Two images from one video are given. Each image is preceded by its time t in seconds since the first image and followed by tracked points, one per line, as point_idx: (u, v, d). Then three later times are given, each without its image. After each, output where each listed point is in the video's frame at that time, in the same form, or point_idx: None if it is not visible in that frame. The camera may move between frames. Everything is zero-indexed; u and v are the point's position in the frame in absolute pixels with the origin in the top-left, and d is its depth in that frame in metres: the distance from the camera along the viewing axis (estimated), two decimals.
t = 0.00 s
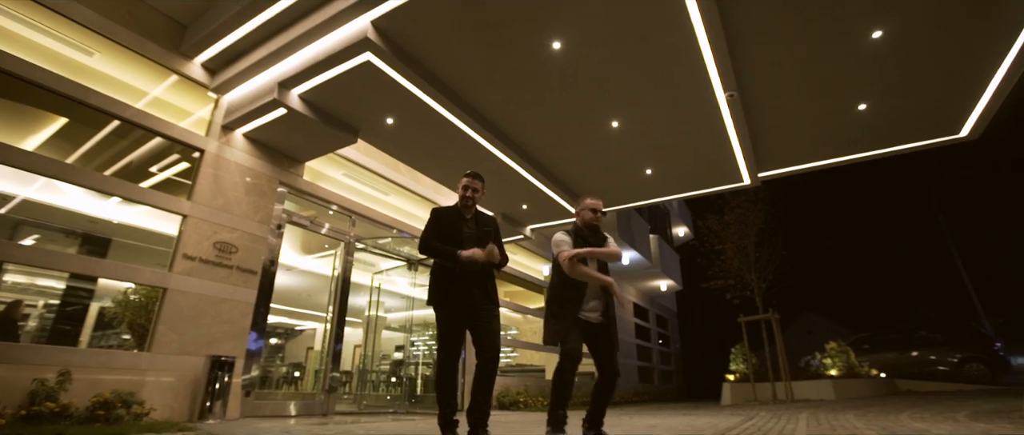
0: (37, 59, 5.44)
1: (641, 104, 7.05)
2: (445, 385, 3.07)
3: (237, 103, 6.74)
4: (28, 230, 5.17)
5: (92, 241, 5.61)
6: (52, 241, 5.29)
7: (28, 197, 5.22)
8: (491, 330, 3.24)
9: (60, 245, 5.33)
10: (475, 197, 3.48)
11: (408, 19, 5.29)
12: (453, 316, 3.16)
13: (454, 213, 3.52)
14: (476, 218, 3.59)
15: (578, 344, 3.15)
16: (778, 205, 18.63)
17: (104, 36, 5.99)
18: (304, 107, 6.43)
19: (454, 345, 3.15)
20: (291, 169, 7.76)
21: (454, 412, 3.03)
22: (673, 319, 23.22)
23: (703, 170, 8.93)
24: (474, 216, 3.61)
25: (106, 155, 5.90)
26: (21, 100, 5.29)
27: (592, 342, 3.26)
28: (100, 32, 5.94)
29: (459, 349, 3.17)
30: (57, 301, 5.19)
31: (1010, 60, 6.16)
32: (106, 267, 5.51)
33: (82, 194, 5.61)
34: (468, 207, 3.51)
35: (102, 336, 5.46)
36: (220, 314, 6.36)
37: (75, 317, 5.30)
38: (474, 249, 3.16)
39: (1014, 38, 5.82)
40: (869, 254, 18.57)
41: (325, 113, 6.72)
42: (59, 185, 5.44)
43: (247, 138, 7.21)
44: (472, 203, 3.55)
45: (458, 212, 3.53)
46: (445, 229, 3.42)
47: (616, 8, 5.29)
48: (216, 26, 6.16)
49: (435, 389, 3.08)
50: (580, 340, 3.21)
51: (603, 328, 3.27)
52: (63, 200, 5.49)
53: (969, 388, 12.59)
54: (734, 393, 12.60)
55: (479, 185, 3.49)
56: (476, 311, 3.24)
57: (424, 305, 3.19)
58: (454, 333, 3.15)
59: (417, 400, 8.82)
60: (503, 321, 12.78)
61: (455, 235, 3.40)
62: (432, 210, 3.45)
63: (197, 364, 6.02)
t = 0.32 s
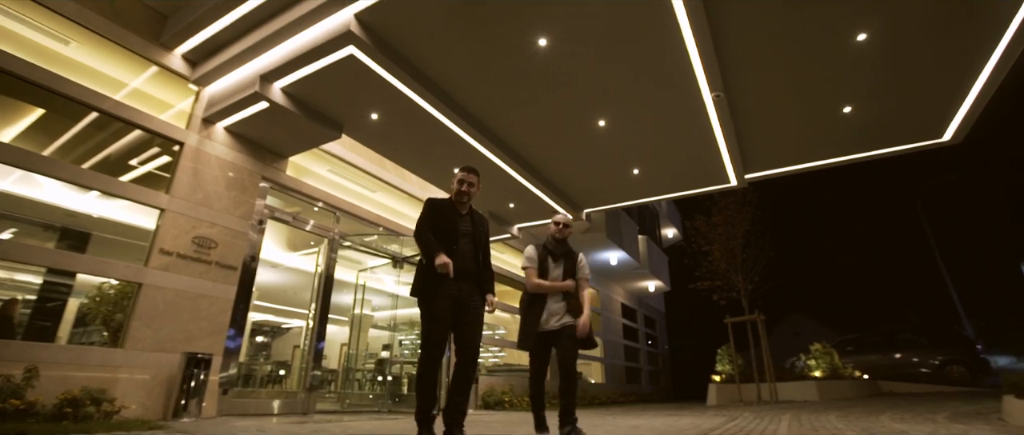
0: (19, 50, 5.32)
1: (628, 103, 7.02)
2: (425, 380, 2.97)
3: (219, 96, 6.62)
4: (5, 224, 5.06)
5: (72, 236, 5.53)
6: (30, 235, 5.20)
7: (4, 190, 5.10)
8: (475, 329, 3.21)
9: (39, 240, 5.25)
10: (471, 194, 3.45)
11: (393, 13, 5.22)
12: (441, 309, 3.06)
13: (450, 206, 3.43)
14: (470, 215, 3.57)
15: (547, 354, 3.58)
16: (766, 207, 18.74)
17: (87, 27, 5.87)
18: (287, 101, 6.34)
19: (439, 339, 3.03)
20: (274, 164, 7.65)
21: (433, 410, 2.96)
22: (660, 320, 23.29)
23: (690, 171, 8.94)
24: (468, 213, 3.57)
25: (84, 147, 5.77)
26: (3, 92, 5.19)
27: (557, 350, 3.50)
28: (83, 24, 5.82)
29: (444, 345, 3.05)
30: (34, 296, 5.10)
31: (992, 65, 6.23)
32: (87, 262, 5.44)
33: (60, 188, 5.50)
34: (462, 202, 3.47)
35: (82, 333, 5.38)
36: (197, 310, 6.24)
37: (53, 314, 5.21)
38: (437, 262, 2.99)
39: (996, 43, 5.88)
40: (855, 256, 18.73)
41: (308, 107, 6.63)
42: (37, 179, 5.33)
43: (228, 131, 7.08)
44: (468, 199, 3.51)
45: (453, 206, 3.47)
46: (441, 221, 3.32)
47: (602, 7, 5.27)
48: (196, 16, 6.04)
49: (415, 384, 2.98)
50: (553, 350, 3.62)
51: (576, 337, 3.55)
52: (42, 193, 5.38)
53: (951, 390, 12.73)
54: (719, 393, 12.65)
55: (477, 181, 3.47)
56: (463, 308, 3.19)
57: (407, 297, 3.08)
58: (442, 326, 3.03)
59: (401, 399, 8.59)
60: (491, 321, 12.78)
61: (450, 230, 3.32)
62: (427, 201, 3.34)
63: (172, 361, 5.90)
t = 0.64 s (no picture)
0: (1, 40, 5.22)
1: (621, 100, 6.97)
2: (417, 372, 2.87)
3: (206, 89, 6.55)
4: None
5: (61, 231, 5.49)
6: (19, 229, 5.15)
7: None
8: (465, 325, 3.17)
9: (29, 235, 5.20)
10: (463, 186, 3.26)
11: (381, 6, 5.16)
12: (434, 300, 3.01)
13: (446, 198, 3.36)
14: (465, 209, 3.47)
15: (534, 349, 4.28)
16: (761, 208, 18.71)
17: (72, 18, 5.78)
18: (275, 95, 6.27)
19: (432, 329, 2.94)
20: (263, 159, 7.57)
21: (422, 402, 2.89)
22: (656, 320, 23.25)
23: (683, 170, 8.89)
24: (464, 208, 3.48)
25: (71, 141, 5.73)
26: None
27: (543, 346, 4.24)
28: (65, 13, 5.71)
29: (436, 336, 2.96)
30: (22, 290, 5.05)
31: (985, 65, 6.20)
32: (76, 257, 5.43)
33: (48, 181, 5.45)
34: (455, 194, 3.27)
35: (71, 328, 5.35)
36: (182, 306, 6.17)
37: (44, 308, 5.20)
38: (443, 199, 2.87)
39: (989, 43, 5.84)
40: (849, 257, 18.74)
41: (297, 101, 6.57)
42: (26, 172, 5.29)
43: (216, 125, 7.01)
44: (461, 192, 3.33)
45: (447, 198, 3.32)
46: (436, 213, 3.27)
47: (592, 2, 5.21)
48: (183, 8, 5.96)
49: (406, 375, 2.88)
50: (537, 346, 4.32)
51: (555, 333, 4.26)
52: (32, 186, 5.34)
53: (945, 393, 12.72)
54: (713, 395, 12.61)
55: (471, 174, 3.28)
56: (454, 302, 3.15)
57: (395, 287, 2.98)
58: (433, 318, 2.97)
59: (390, 397, 8.54)
60: (486, 320, 12.96)
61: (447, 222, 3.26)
62: (424, 187, 3.28)
63: (156, 357, 5.83)
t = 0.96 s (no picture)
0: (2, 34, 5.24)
1: (622, 97, 6.89)
2: (416, 371, 2.76)
3: (205, 84, 6.55)
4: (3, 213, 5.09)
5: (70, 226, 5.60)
6: (27, 225, 5.25)
7: None
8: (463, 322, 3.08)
9: (36, 230, 5.30)
10: (464, 176, 3.28)
11: None
12: (432, 296, 2.92)
13: (441, 192, 3.25)
14: (462, 202, 3.35)
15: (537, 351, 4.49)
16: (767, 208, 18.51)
17: (72, 14, 5.80)
18: (273, 90, 6.27)
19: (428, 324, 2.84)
20: (263, 155, 7.59)
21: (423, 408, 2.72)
22: (661, 321, 23.08)
23: (686, 168, 8.79)
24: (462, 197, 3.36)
25: (74, 136, 5.77)
26: None
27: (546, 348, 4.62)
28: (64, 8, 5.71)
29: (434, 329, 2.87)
30: (28, 285, 5.15)
31: (996, 62, 6.04)
32: (77, 251, 5.48)
33: (53, 177, 5.51)
34: (455, 184, 3.28)
35: (69, 321, 5.38)
36: (179, 301, 6.18)
37: (49, 303, 5.27)
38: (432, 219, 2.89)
39: (999, 39, 5.69)
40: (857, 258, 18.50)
41: (295, 97, 6.56)
42: (31, 168, 5.36)
43: (215, 121, 7.01)
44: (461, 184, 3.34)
45: (444, 189, 3.28)
46: (427, 211, 3.16)
47: None
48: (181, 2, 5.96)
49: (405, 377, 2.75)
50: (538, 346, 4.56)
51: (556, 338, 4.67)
52: (39, 180, 5.42)
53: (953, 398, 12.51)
54: (716, 396, 12.49)
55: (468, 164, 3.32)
56: (451, 299, 3.06)
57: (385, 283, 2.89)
58: (431, 317, 2.87)
59: (390, 395, 8.64)
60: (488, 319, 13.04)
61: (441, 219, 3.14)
62: (415, 183, 3.20)
63: (152, 351, 5.84)
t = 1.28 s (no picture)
0: (13, 36, 5.34)
1: (629, 92, 6.78)
2: (415, 371, 2.61)
3: (212, 84, 6.61)
4: (21, 212, 5.24)
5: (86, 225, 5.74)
6: (47, 224, 5.41)
7: (16, 178, 5.23)
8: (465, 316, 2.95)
9: (54, 228, 5.45)
10: (463, 157, 3.13)
11: None
12: (429, 290, 2.78)
13: (437, 179, 3.07)
14: (462, 185, 3.21)
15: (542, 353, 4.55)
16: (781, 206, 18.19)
17: (82, 14, 5.89)
18: (277, 89, 6.30)
19: (427, 320, 2.71)
20: (270, 154, 7.64)
21: (421, 411, 2.58)
22: (675, 321, 22.80)
23: (695, 165, 8.64)
24: (462, 182, 3.19)
25: (87, 136, 5.87)
26: None
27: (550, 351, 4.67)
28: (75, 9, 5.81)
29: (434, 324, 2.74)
30: (47, 282, 5.30)
31: (1018, 52, 5.81)
32: (88, 249, 5.56)
33: (69, 177, 5.63)
34: (454, 167, 3.12)
35: (82, 316, 5.47)
36: (187, 298, 6.24)
37: (65, 301, 5.39)
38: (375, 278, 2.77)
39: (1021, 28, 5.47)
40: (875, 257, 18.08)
41: (300, 96, 6.60)
42: (48, 168, 5.48)
43: (222, 120, 7.07)
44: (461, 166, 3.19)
45: (443, 172, 3.12)
46: (423, 201, 3.00)
47: None
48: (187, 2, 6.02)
49: (403, 376, 2.61)
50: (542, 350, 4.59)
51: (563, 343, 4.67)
52: (55, 180, 5.53)
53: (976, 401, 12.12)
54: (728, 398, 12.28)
55: (467, 143, 3.19)
56: (451, 292, 2.92)
57: (379, 275, 2.79)
58: (429, 311, 2.73)
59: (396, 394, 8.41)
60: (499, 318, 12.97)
61: (436, 210, 2.99)
62: (408, 171, 3.03)
63: (159, 347, 5.90)
